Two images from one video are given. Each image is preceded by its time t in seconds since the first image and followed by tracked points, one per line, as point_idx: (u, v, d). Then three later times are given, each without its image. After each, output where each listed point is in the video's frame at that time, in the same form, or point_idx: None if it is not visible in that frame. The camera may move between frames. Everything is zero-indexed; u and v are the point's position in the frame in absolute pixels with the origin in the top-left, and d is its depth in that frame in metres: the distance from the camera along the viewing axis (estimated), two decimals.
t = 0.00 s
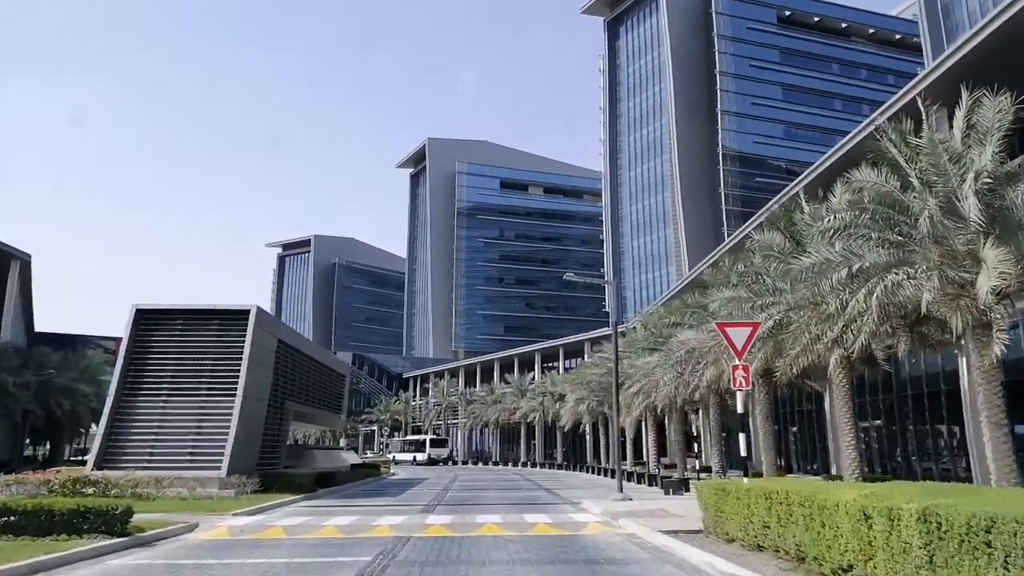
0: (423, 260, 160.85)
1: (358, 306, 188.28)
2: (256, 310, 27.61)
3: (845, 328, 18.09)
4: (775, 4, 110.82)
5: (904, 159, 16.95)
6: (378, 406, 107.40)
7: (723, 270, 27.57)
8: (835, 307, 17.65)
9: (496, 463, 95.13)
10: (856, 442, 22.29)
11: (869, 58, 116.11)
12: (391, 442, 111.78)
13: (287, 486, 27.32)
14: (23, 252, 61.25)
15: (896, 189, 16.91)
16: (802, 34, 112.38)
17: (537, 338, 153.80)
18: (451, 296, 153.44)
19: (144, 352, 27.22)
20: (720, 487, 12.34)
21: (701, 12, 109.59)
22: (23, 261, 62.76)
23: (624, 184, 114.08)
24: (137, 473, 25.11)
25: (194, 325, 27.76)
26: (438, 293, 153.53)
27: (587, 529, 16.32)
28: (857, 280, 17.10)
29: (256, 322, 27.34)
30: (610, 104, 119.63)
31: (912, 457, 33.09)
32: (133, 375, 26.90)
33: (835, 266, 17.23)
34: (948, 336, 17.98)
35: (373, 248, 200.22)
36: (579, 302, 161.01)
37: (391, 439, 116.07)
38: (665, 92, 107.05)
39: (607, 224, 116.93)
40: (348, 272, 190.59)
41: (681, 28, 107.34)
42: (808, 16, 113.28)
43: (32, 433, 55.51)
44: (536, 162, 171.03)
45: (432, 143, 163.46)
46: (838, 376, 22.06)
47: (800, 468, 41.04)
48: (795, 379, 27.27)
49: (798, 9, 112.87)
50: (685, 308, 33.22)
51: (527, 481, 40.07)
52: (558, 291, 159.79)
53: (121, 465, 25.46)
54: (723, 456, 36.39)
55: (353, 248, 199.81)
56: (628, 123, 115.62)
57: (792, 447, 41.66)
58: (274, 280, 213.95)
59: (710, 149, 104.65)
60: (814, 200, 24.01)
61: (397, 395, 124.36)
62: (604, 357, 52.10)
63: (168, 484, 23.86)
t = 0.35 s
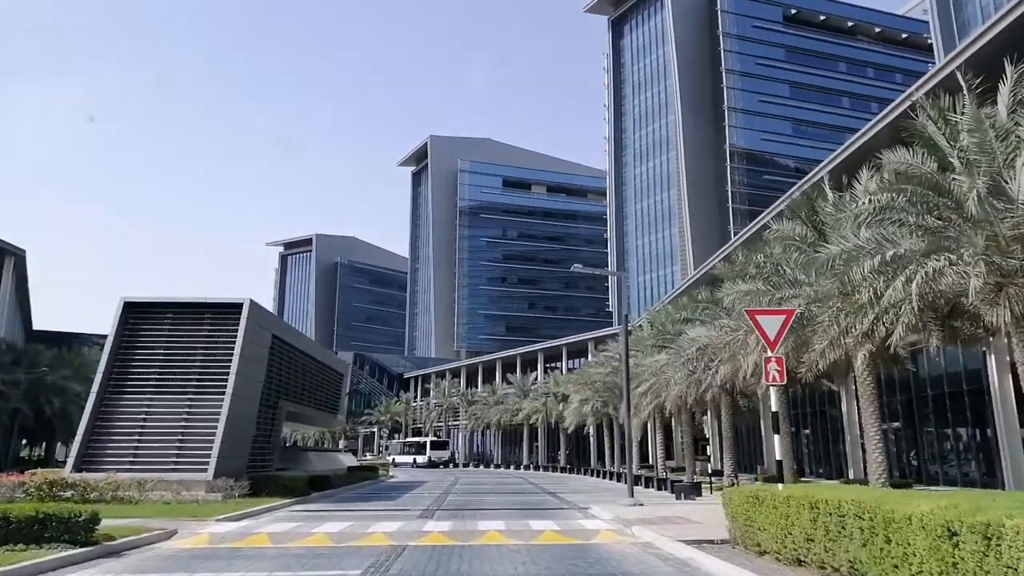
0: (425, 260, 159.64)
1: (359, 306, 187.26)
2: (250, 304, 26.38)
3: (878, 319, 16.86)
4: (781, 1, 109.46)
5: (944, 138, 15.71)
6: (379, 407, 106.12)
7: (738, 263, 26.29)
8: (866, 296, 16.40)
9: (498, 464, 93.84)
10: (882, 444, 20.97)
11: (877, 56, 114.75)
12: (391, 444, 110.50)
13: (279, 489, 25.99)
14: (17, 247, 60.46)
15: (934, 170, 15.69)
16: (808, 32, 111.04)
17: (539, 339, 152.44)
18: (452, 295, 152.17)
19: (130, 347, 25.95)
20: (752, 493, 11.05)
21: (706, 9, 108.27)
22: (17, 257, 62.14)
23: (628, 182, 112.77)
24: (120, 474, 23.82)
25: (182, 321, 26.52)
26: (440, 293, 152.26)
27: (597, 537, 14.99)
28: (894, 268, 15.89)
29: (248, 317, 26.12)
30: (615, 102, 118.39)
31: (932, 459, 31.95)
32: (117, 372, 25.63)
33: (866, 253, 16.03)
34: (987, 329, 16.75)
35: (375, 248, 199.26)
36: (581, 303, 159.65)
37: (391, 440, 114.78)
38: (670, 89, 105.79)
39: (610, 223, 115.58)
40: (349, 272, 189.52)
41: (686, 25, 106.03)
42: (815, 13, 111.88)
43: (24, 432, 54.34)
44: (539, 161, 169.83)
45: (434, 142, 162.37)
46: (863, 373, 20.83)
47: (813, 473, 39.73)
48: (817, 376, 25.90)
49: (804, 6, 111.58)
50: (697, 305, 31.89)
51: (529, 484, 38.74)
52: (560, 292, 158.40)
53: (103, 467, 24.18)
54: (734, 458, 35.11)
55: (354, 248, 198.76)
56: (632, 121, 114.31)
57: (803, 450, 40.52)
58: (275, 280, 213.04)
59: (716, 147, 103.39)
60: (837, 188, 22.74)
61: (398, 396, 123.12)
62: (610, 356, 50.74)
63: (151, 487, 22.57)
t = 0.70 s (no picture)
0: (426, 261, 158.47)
1: (360, 308, 186.09)
2: (240, 301, 25.19)
3: (915, 311, 15.58)
4: None
5: (982, 115, 14.48)
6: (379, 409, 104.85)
7: (754, 257, 24.98)
8: (904, 285, 15.07)
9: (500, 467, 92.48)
10: (909, 448, 19.60)
11: (882, 55, 113.63)
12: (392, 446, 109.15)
13: (271, 494, 24.75)
14: (10, 247, 59.64)
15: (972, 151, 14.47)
16: (814, 29, 109.84)
17: (541, 340, 151.15)
18: (454, 297, 150.97)
19: (116, 346, 24.75)
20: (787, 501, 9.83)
21: (710, 7, 107.11)
22: (10, 257, 61.00)
23: (631, 182, 111.51)
24: (104, 480, 22.58)
25: (171, 319, 25.32)
26: (441, 295, 151.07)
27: (611, 549, 13.67)
28: (936, 255, 14.61)
29: (239, 314, 24.95)
30: (617, 102, 117.24)
31: (952, 462, 30.74)
32: (102, 372, 24.42)
33: (899, 240, 14.81)
34: None
35: (376, 250, 198.07)
36: (583, 304, 158.44)
37: (392, 443, 113.43)
38: (674, 88, 104.58)
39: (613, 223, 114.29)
40: (350, 274, 188.34)
41: (690, 23, 104.80)
42: (820, 11, 110.72)
43: (16, 436, 53.07)
44: (541, 162, 168.71)
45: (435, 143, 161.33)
46: (890, 369, 19.49)
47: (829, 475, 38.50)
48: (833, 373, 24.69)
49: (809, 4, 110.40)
50: (711, 302, 30.63)
51: (534, 488, 37.52)
52: (563, 294, 157.23)
53: (86, 473, 22.90)
54: (745, 461, 33.91)
55: (355, 249, 197.49)
56: (635, 121, 113.09)
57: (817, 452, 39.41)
58: (276, 282, 211.89)
59: (721, 146, 102.10)
60: (857, 174, 21.53)
61: (399, 398, 121.87)
62: (615, 356, 49.58)
63: (135, 493, 21.33)
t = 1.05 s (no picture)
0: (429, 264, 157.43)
1: (362, 312, 185.03)
2: (232, 298, 24.04)
3: (957, 301, 14.30)
4: None
5: None
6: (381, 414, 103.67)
7: (768, 251, 23.73)
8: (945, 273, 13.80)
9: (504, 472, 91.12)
10: (944, 450, 18.32)
11: (888, 53, 112.42)
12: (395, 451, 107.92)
13: (264, 500, 23.55)
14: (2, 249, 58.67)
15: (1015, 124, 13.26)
16: (819, 28, 108.68)
17: (544, 343, 149.83)
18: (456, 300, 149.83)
19: (102, 345, 23.62)
20: (838, 511, 8.48)
21: (713, 6, 106.03)
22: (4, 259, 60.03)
23: (635, 183, 110.35)
24: (87, 486, 21.44)
25: (159, 318, 24.17)
26: (444, 298, 149.97)
27: (628, 561, 12.41)
28: (980, 240, 13.38)
29: (230, 311, 23.79)
30: (620, 102, 116.13)
31: (974, 462, 29.56)
32: (87, 373, 23.29)
33: (939, 223, 13.57)
34: None
35: (378, 253, 197.01)
36: (587, 307, 157.12)
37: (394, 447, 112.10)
38: (678, 87, 103.43)
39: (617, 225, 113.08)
40: (352, 278, 187.32)
41: (694, 22, 103.69)
42: (824, 9, 109.57)
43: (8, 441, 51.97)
44: (544, 164, 167.63)
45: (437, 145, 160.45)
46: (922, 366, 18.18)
47: (848, 478, 37.46)
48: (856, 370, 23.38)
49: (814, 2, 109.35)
50: (724, 300, 29.42)
51: (538, 494, 36.25)
52: (566, 296, 155.97)
53: (68, 480, 21.77)
54: (759, 464, 32.65)
55: (358, 253, 196.50)
56: (639, 121, 111.97)
57: (833, 454, 38.61)
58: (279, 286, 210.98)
59: (726, 146, 100.88)
60: (881, 160, 20.27)
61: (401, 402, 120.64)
62: (621, 358, 48.31)
63: (119, 498, 20.24)
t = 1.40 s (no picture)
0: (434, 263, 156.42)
1: (367, 311, 184.16)
2: (225, 290, 22.76)
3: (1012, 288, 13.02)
4: None
5: None
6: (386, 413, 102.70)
7: (790, 241, 22.42)
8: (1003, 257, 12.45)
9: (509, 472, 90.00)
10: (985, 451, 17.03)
11: (900, 49, 110.68)
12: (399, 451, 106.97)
13: (257, 502, 22.39)
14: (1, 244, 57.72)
15: None
16: (830, 23, 107.07)
17: (550, 343, 148.61)
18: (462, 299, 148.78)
19: (90, 339, 22.50)
20: (911, 525, 7.15)
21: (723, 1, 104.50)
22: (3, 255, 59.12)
23: (643, 180, 109.03)
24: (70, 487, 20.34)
25: (150, 311, 23.05)
26: (449, 297, 148.93)
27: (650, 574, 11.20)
28: None
29: (223, 304, 22.53)
30: (628, 99, 114.78)
31: (1000, 464, 28.16)
32: (73, 367, 22.15)
33: (999, 201, 12.24)
34: None
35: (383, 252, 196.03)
36: (593, 307, 155.76)
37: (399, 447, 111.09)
38: (687, 83, 101.96)
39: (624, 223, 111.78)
40: (358, 277, 186.45)
41: (703, 17, 102.17)
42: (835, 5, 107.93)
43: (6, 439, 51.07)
44: (550, 163, 166.25)
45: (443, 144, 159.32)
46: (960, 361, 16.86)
47: (867, 481, 36.11)
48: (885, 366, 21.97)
49: None
50: (742, 294, 28.11)
51: (546, 497, 35.08)
52: (572, 296, 154.63)
53: (51, 480, 20.66)
54: (776, 466, 31.36)
55: (363, 252, 195.60)
56: (647, 118, 110.58)
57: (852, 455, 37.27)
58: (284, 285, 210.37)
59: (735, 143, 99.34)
60: (917, 140, 18.89)
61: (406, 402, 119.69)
62: (630, 356, 47.11)
63: (101, 501, 19.11)
